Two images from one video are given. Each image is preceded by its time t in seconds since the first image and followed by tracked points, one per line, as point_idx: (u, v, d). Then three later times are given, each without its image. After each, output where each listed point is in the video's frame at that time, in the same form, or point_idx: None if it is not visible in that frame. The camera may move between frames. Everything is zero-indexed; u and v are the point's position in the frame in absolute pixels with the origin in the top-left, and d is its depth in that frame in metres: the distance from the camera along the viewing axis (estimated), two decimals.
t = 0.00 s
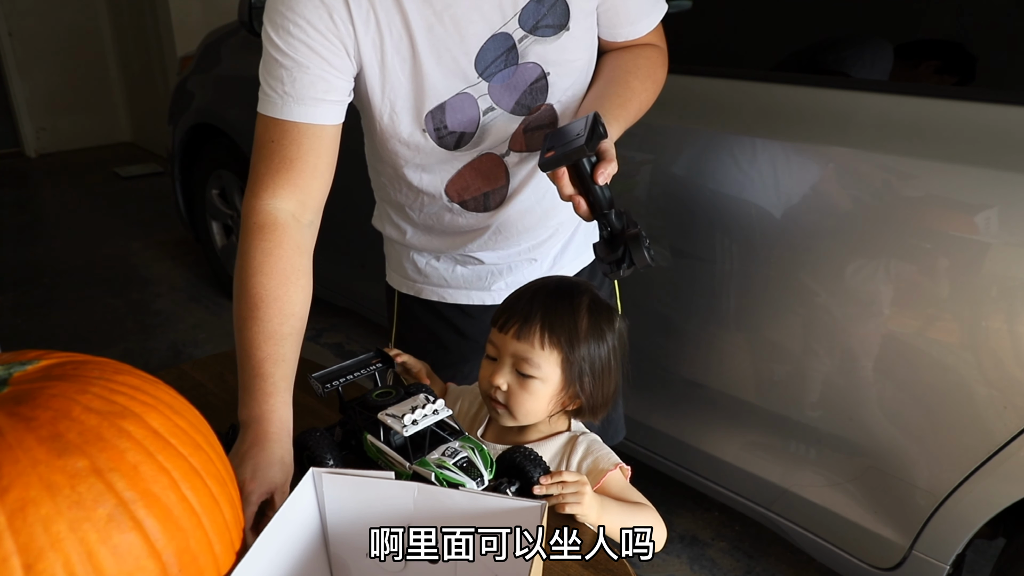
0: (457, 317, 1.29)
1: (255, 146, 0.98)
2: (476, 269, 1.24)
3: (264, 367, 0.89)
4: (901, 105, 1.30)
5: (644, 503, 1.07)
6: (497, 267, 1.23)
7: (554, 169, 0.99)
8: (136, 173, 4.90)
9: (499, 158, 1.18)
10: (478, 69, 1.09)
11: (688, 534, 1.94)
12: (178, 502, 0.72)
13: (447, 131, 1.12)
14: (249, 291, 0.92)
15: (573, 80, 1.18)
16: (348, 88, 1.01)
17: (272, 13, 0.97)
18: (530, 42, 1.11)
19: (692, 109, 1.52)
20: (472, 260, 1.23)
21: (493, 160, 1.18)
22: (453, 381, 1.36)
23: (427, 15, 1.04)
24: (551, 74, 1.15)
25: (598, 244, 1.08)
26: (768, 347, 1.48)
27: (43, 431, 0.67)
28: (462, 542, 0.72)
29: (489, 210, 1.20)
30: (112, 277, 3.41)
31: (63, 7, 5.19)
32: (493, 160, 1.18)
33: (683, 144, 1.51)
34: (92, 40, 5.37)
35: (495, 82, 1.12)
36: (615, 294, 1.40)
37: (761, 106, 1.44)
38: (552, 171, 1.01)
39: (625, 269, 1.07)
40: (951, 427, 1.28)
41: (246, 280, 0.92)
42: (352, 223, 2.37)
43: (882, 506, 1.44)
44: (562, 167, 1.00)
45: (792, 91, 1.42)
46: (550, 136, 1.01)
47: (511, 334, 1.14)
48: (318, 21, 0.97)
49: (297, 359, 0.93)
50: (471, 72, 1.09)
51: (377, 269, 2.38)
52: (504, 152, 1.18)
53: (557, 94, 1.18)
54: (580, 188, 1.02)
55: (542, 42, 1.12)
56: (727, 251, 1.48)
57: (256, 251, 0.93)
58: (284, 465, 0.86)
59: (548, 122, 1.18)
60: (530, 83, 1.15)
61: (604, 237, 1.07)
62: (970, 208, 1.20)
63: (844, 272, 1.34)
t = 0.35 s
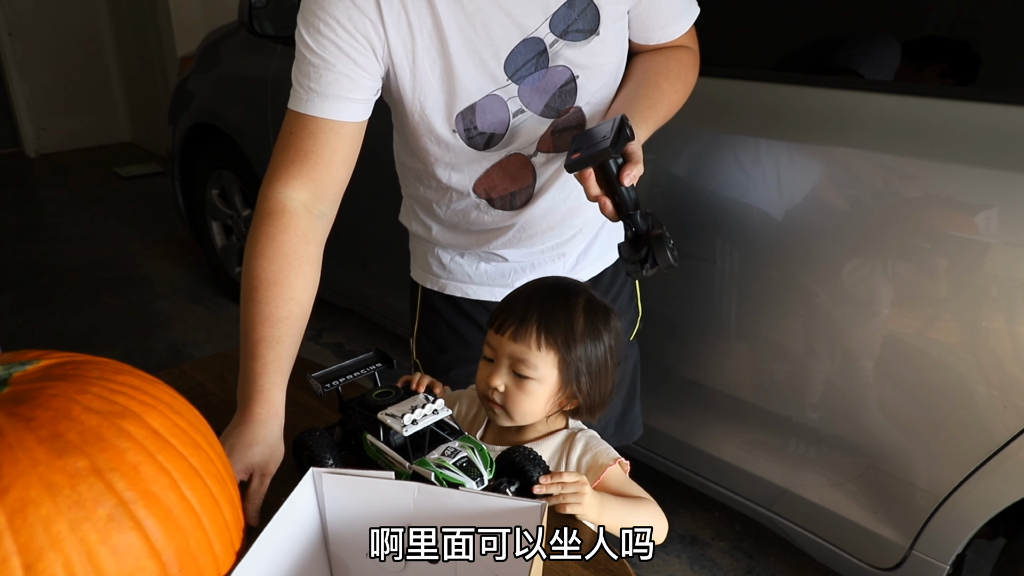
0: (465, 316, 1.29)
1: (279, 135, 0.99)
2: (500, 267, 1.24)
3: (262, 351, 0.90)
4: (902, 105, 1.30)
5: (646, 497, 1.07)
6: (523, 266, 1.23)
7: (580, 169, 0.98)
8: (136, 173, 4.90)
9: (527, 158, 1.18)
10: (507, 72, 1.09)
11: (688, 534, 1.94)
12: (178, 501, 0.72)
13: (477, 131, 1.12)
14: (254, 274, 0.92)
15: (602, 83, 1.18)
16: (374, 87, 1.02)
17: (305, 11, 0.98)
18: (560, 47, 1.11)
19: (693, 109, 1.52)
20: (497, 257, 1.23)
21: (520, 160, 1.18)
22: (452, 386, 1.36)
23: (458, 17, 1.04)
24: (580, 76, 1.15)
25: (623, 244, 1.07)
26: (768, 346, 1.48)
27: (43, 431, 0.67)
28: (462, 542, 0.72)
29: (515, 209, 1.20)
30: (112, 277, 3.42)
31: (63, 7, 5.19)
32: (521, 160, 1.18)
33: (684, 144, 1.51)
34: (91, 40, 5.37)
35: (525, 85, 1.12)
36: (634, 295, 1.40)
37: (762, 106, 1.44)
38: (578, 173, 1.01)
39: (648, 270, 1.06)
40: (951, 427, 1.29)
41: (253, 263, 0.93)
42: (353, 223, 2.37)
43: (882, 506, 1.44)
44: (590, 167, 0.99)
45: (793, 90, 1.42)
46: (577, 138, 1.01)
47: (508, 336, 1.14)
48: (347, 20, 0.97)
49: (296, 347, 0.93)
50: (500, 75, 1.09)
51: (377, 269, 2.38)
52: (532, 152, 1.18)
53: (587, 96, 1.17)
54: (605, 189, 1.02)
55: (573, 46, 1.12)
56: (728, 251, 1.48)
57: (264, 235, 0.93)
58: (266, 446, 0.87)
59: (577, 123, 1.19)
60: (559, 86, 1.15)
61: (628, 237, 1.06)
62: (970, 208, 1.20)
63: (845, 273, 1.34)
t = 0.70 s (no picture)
0: (460, 316, 1.29)
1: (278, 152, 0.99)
2: (492, 269, 1.24)
3: (273, 368, 0.89)
4: (901, 105, 1.30)
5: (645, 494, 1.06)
6: (513, 267, 1.24)
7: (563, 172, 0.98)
8: (136, 173, 4.90)
9: (517, 161, 1.18)
10: (494, 77, 1.09)
11: (688, 534, 1.94)
12: (178, 501, 0.72)
13: (467, 136, 1.13)
14: (264, 290, 0.92)
15: (589, 85, 1.18)
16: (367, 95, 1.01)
17: (293, 23, 0.97)
18: (547, 50, 1.11)
19: (692, 109, 1.51)
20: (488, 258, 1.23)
21: (511, 164, 1.18)
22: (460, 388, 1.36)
23: (445, 23, 1.04)
24: (567, 79, 1.15)
25: (605, 246, 1.08)
26: (768, 347, 1.48)
27: (43, 431, 0.67)
28: (464, 540, 0.73)
29: (507, 211, 1.20)
30: (112, 277, 3.41)
31: (63, 7, 5.19)
32: (511, 164, 1.18)
33: (683, 145, 1.50)
34: (91, 40, 5.37)
35: (512, 89, 1.12)
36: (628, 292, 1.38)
37: (761, 106, 1.44)
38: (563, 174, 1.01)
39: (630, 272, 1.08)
40: (951, 427, 1.28)
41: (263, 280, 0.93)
42: (353, 223, 2.37)
43: (882, 506, 1.44)
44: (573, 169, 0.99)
45: (793, 90, 1.42)
46: (562, 140, 1.01)
47: (508, 343, 1.14)
48: (337, 29, 0.96)
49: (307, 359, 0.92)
50: (488, 80, 1.09)
51: (377, 269, 2.37)
52: (522, 156, 1.17)
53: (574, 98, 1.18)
54: (589, 191, 1.02)
55: (559, 49, 1.12)
56: (728, 251, 1.48)
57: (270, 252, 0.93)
58: (282, 468, 0.86)
59: (565, 124, 1.19)
60: (546, 89, 1.15)
61: (611, 239, 1.07)
62: (970, 208, 1.20)
63: (844, 274, 1.34)
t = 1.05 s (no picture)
0: (452, 317, 1.30)
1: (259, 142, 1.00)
2: (479, 265, 1.24)
3: (254, 348, 0.91)
4: (901, 106, 1.30)
5: (640, 491, 1.06)
6: (495, 259, 1.22)
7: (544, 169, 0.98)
8: (136, 173, 4.90)
9: (501, 157, 1.17)
10: (479, 72, 1.09)
11: (688, 534, 1.94)
12: (178, 502, 0.72)
13: (449, 132, 1.13)
14: (243, 275, 0.93)
15: (575, 83, 1.17)
16: (349, 88, 1.02)
17: (276, 17, 0.99)
18: (530, 45, 1.10)
19: (691, 109, 1.51)
20: (472, 252, 1.23)
21: (495, 160, 1.18)
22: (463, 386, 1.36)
23: (428, 18, 1.04)
24: (552, 76, 1.14)
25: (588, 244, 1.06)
26: (767, 346, 1.48)
27: (43, 431, 0.67)
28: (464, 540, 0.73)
29: (492, 208, 1.19)
30: (112, 277, 3.41)
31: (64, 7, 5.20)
32: (495, 160, 1.18)
33: (683, 145, 1.50)
34: (92, 40, 5.37)
35: (496, 85, 1.11)
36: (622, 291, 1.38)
37: (761, 106, 1.44)
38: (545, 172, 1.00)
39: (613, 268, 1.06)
40: (951, 427, 1.28)
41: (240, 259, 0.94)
42: (353, 223, 2.37)
43: (882, 506, 1.44)
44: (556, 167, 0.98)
45: (792, 91, 1.42)
46: (546, 138, 1.01)
47: (517, 344, 1.14)
48: (318, 22, 0.98)
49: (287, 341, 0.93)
50: (472, 75, 1.09)
51: (377, 269, 2.38)
52: (506, 151, 1.17)
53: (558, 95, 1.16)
54: (573, 189, 1.01)
55: (543, 45, 1.11)
56: (727, 251, 1.48)
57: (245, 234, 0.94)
58: (268, 443, 0.87)
59: (551, 121, 1.17)
60: (531, 85, 1.14)
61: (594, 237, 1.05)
62: (970, 208, 1.20)
63: (844, 274, 1.34)
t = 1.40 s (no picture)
0: (452, 317, 1.27)
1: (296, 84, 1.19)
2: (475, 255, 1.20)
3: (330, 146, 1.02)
4: (902, 106, 1.30)
5: (651, 502, 1.03)
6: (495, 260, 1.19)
7: (525, 116, 0.94)
8: (136, 173, 4.90)
9: (499, 127, 1.11)
10: (491, 28, 1.06)
11: (688, 534, 1.94)
12: (178, 502, 0.72)
13: (449, 80, 1.10)
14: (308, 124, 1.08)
15: (588, 72, 1.10)
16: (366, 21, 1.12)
17: None
18: (548, 15, 1.05)
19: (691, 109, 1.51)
20: (473, 253, 1.20)
21: (492, 129, 1.11)
22: (466, 394, 1.35)
23: None
24: (565, 53, 1.08)
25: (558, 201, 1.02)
26: (767, 346, 1.48)
27: (43, 431, 0.67)
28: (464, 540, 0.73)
29: (482, 180, 1.14)
30: (112, 277, 3.41)
31: (63, 7, 5.19)
32: (493, 129, 1.11)
33: (683, 144, 1.50)
34: (91, 40, 5.37)
35: (507, 47, 1.07)
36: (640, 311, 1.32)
37: (761, 106, 1.44)
38: (527, 122, 0.95)
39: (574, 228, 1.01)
40: (951, 427, 1.28)
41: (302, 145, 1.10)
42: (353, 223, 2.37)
43: (882, 506, 1.44)
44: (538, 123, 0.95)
45: (793, 90, 1.42)
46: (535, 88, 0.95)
47: (521, 345, 1.14)
48: None
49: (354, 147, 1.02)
50: (484, 30, 1.06)
51: (377, 269, 2.38)
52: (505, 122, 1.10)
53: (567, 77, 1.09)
54: (554, 149, 0.96)
55: (560, 18, 1.05)
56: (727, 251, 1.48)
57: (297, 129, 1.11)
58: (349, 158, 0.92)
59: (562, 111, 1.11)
60: (543, 58, 1.08)
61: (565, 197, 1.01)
62: (970, 208, 1.20)
63: (842, 275, 1.34)
